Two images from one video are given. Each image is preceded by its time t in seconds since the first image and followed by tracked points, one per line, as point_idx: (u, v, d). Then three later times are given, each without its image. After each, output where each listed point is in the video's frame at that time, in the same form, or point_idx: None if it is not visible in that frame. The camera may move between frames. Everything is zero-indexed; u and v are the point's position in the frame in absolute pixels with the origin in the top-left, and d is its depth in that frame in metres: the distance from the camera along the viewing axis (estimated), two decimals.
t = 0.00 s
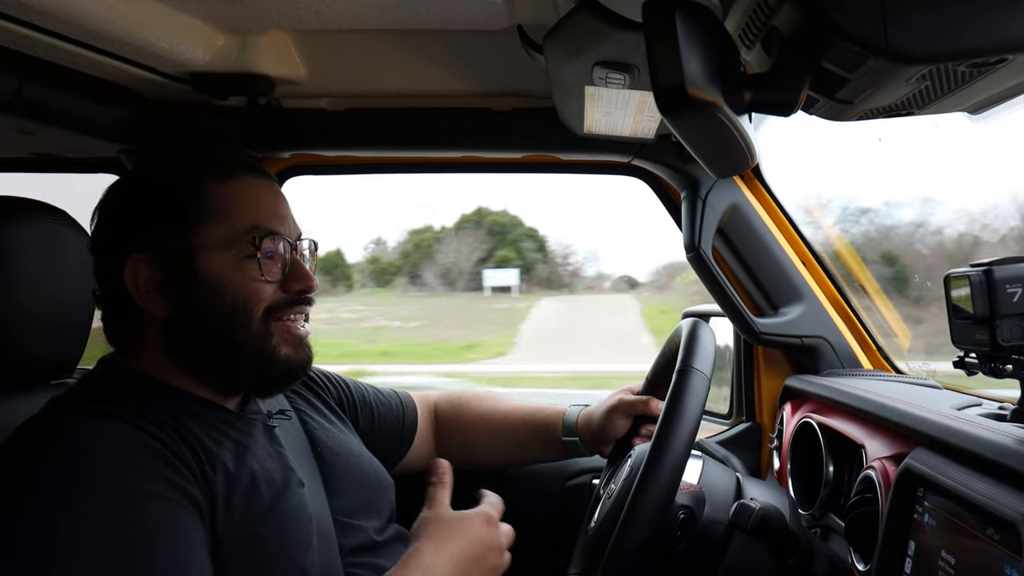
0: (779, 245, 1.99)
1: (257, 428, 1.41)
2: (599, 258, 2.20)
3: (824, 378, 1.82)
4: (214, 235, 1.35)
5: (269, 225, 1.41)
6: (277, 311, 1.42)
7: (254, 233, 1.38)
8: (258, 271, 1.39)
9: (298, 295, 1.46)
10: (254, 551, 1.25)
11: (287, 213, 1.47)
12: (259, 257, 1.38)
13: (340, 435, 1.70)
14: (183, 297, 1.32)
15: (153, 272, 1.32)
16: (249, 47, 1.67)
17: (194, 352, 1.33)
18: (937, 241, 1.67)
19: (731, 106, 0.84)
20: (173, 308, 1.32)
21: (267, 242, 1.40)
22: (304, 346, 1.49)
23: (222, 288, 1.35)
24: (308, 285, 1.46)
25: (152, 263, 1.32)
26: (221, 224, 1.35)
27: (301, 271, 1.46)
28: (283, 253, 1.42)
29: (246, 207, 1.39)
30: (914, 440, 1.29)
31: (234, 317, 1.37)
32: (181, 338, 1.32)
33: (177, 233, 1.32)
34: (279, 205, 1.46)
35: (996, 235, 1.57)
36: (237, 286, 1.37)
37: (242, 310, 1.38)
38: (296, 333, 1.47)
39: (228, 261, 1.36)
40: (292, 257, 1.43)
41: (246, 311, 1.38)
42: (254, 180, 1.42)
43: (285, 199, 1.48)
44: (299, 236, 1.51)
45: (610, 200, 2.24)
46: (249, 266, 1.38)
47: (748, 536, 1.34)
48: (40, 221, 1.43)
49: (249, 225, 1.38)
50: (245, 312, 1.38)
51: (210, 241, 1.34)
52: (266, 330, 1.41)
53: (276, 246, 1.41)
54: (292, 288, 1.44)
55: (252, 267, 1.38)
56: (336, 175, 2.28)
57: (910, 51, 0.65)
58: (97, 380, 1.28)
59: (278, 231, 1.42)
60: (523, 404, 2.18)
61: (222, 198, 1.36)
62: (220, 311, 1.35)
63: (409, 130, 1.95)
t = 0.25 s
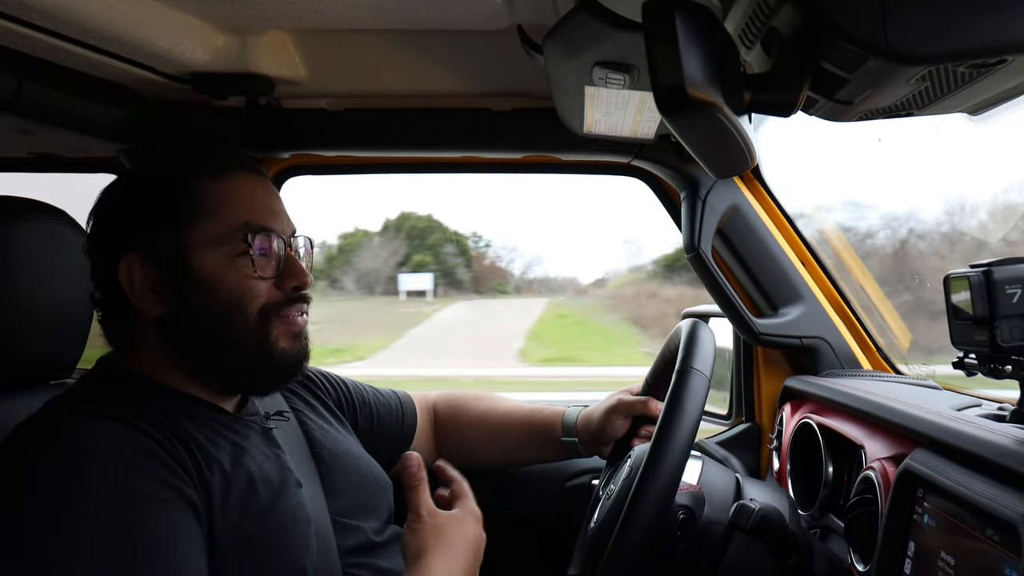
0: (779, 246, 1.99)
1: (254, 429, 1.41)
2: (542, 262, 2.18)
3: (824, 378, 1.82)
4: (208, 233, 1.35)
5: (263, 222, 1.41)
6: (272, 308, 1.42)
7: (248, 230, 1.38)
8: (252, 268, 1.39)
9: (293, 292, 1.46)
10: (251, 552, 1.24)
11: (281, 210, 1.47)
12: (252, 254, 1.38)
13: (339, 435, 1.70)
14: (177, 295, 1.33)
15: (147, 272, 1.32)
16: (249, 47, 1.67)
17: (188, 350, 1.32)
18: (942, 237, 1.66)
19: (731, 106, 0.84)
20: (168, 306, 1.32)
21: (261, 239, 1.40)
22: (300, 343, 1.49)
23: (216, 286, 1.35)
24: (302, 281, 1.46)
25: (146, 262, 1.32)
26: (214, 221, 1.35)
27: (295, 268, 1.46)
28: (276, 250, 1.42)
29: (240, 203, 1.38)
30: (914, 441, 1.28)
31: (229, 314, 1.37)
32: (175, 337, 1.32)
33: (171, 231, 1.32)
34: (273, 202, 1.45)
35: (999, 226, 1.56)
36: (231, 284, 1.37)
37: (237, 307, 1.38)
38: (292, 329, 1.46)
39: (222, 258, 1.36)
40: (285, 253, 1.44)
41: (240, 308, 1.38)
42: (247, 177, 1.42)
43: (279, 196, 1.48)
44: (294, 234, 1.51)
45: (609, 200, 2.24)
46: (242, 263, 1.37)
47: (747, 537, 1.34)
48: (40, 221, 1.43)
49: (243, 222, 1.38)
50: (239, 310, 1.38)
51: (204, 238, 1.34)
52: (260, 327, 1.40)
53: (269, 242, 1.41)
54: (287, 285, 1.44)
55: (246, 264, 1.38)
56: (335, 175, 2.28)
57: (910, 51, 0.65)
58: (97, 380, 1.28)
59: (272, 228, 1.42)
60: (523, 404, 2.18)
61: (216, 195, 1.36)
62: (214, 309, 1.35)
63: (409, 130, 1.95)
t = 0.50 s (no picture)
0: (778, 248, 1.99)
1: (253, 430, 1.41)
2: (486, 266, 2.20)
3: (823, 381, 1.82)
4: (207, 230, 1.35)
5: (261, 219, 1.41)
6: (274, 305, 1.42)
7: (246, 227, 1.38)
8: (253, 265, 1.39)
9: (294, 289, 1.46)
10: (248, 553, 1.24)
11: (279, 208, 1.47)
12: (252, 251, 1.38)
13: (338, 438, 1.69)
14: (179, 295, 1.33)
15: (147, 272, 1.32)
16: (248, 49, 1.67)
17: (189, 349, 1.32)
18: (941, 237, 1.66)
19: (731, 109, 0.84)
20: (168, 307, 1.32)
21: (260, 236, 1.40)
22: (301, 340, 1.48)
23: (217, 284, 1.35)
24: (303, 278, 1.46)
25: (146, 262, 1.32)
26: (213, 220, 1.35)
27: (295, 264, 1.46)
28: (275, 247, 1.42)
29: (238, 201, 1.39)
30: (913, 444, 1.28)
31: (230, 312, 1.36)
32: (176, 336, 1.32)
33: (171, 231, 1.32)
34: (271, 200, 1.46)
35: (998, 226, 1.55)
36: (232, 282, 1.36)
37: (238, 305, 1.37)
38: (293, 325, 1.46)
39: (222, 256, 1.36)
40: (285, 251, 1.44)
41: (241, 306, 1.38)
42: (243, 175, 1.42)
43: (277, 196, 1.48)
44: (292, 232, 1.51)
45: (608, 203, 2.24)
46: (243, 260, 1.37)
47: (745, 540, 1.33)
48: (38, 223, 1.43)
49: (242, 219, 1.38)
50: (241, 307, 1.38)
51: (204, 236, 1.34)
52: (262, 324, 1.40)
53: (268, 240, 1.41)
54: (287, 282, 1.44)
55: (247, 261, 1.38)
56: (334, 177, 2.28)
57: (909, 54, 0.65)
58: (94, 382, 1.28)
59: (271, 226, 1.43)
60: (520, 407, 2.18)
61: (212, 194, 1.36)
62: (216, 308, 1.35)
63: (408, 132, 1.95)
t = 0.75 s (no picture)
0: (778, 244, 1.99)
1: (251, 429, 1.41)
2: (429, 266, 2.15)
3: (822, 377, 1.82)
4: (212, 228, 1.35)
5: (266, 219, 1.42)
6: (275, 305, 1.43)
7: (252, 227, 1.39)
8: (257, 265, 1.39)
9: (296, 290, 1.47)
10: (247, 552, 1.24)
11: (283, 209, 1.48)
12: (258, 251, 1.39)
13: (336, 436, 1.70)
14: (182, 289, 1.32)
15: (151, 265, 1.31)
16: (246, 45, 1.67)
17: (192, 346, 1.33)
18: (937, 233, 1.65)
19: (730, 106, 0.84)
20: (171, 300, 1.32)
21: (265, 236, 1.40)
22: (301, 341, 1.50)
23: (221, 282, 1.35)
24: (305, 279, 1.47)
25: (150, 255, 1.31)
26: (219, 217, 1.35)
27: (297, 266, 1.47)
28: (279, 248, 1.43)
29: (244, 201, 1.39)
30: (911, 440, 1.28)
31: (234, 310, 1.37)
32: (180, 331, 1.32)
33: (176, 227, 1.32)
34: (275, 201, 1.46)
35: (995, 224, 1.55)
36: (236, 280, 1.37)
37: (241, 304, 1.37)
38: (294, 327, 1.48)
39: (227, 255, 1.36)
40: (287, 252, 1.45)
41: (245, 305, 1.38)
42: (249, 176, 1.43)
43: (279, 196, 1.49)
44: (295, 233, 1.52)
45: (608, 199, 2.24)
46: (248, 259, 1.38)
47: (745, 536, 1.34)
48: (38, 220, 1.43)
49: (248, 218, 1.38)
50: (244, 306, 1.38)
51: (209, 234, 1.34)
52: (264, 324, 1.41)
53: (272, 240, 1.42)
54: (290, 283, 1.45)
55: (251, 261, 1.38)
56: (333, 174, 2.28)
57: (908, 50, 0.65)
58: (94, 379, 1.28)
59: (275, 226, 1.43)
60: (519, 404, 2.18)
61: (218, 192, 1.37)
62: (219, 305, 1.35)
63: (407, 129, 1.95)
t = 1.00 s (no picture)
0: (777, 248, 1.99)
1: (251, 434, 1.41)
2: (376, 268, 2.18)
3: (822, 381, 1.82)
4: (218, 237, 1.34)
5: (272, 228, 1.41)
6: (281, 315, 1.42)
7: (258, 236, 1.38)
8: (263, 275, 1.38)
9: (301, 300, 1.46)
10: (247, 557, 1.24)
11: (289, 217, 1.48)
12: (264, 261, 1.38)
13: (335, 440, 1.69)
14: (186, 297, 1.32)
15: (155, 271, 1.31)
16: (245, 49, 1.66)
17: (196, 355, 1.32)
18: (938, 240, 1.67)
19: (728, 109, 0.84)
20: (175, 308, 1.32)
21: (271, 246, 1.39)
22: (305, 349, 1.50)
23: (226, 291, 1.35)
24: (309, 289, 1.47)
25: (155, 262, 1.31)
26: (225, 226, 1.35)
27: (301, 275, 1.46)
28: (285, 257, 1.42)
29: (251, 210, 1.38)
30: (911, 443, 1.28)
31: (239, 319, 1.36)
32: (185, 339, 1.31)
33: (182, 235, 1.32)
34: (281, 209, 1.46)
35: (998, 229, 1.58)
36: (240, 290, 1.36)
37: (246, 314, 1.37)
38: (299, 337, 1.47)
39: (233, 264, 1.35)
40: (293, 261, 1.43)
41: (250, 315, 1.38)
42: (257, 183, 1.42)
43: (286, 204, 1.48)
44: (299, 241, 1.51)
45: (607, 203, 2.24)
46: (253, 269, 1.37)
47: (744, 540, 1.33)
48: (36, 224, 1.42)
49: (255, 228, 1.38)
50: (249, 316, 1.38)
51: (215, 242, 1.34)
52: (268, 334, 1.40)
53: (279, 249, 1.40)
54: (295, 293, 1.44)
55: (258, 271, 1.38)
56: (332, 178, 2.29)
57: (907, 54, 0.66)
58: (93, 383, 1.27)
59: (281, 235, 1.42)
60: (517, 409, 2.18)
61: (224, 201, 1.36)
62: (223, 314, 1.35)
63: (406, 133, 1.95)
